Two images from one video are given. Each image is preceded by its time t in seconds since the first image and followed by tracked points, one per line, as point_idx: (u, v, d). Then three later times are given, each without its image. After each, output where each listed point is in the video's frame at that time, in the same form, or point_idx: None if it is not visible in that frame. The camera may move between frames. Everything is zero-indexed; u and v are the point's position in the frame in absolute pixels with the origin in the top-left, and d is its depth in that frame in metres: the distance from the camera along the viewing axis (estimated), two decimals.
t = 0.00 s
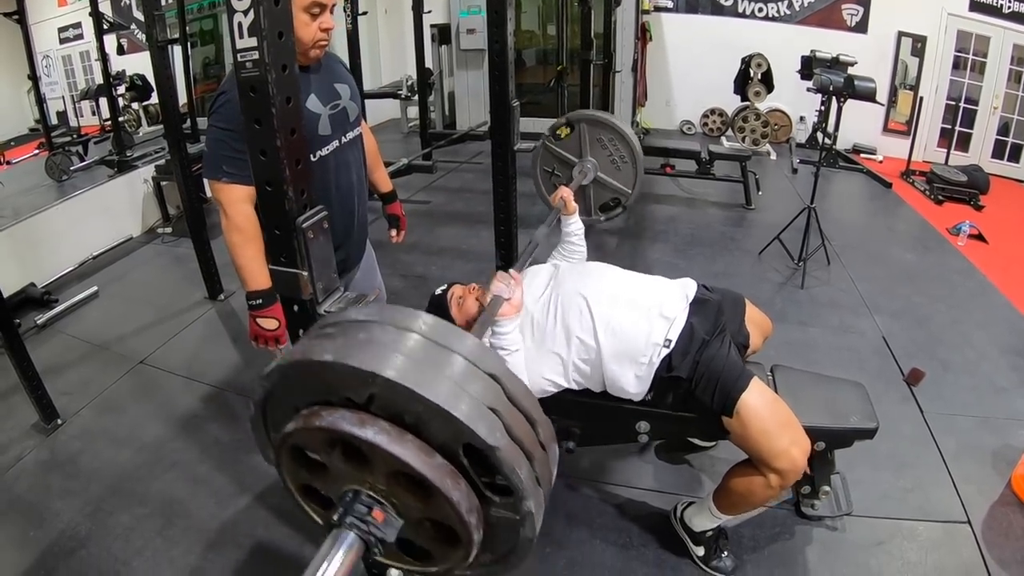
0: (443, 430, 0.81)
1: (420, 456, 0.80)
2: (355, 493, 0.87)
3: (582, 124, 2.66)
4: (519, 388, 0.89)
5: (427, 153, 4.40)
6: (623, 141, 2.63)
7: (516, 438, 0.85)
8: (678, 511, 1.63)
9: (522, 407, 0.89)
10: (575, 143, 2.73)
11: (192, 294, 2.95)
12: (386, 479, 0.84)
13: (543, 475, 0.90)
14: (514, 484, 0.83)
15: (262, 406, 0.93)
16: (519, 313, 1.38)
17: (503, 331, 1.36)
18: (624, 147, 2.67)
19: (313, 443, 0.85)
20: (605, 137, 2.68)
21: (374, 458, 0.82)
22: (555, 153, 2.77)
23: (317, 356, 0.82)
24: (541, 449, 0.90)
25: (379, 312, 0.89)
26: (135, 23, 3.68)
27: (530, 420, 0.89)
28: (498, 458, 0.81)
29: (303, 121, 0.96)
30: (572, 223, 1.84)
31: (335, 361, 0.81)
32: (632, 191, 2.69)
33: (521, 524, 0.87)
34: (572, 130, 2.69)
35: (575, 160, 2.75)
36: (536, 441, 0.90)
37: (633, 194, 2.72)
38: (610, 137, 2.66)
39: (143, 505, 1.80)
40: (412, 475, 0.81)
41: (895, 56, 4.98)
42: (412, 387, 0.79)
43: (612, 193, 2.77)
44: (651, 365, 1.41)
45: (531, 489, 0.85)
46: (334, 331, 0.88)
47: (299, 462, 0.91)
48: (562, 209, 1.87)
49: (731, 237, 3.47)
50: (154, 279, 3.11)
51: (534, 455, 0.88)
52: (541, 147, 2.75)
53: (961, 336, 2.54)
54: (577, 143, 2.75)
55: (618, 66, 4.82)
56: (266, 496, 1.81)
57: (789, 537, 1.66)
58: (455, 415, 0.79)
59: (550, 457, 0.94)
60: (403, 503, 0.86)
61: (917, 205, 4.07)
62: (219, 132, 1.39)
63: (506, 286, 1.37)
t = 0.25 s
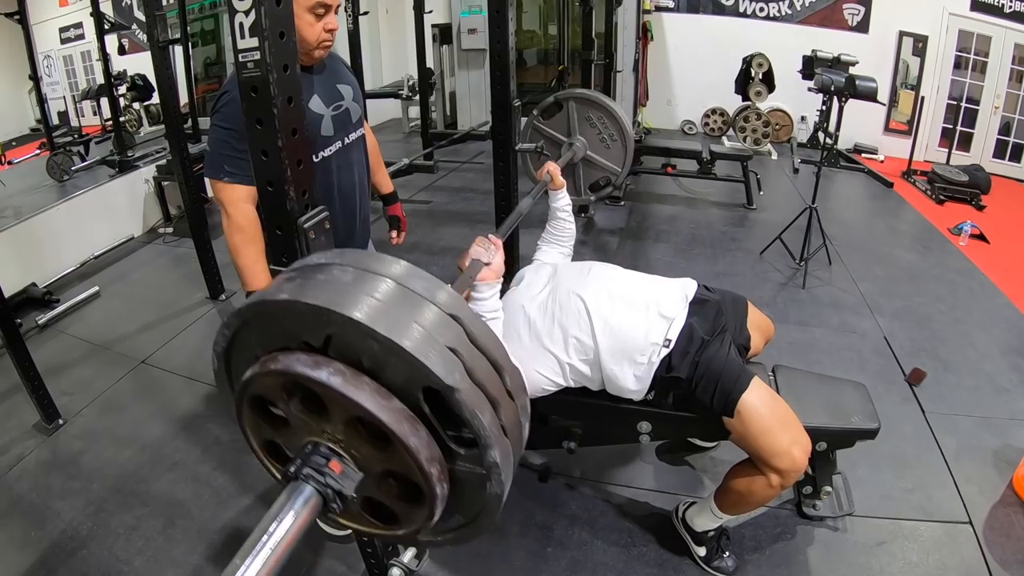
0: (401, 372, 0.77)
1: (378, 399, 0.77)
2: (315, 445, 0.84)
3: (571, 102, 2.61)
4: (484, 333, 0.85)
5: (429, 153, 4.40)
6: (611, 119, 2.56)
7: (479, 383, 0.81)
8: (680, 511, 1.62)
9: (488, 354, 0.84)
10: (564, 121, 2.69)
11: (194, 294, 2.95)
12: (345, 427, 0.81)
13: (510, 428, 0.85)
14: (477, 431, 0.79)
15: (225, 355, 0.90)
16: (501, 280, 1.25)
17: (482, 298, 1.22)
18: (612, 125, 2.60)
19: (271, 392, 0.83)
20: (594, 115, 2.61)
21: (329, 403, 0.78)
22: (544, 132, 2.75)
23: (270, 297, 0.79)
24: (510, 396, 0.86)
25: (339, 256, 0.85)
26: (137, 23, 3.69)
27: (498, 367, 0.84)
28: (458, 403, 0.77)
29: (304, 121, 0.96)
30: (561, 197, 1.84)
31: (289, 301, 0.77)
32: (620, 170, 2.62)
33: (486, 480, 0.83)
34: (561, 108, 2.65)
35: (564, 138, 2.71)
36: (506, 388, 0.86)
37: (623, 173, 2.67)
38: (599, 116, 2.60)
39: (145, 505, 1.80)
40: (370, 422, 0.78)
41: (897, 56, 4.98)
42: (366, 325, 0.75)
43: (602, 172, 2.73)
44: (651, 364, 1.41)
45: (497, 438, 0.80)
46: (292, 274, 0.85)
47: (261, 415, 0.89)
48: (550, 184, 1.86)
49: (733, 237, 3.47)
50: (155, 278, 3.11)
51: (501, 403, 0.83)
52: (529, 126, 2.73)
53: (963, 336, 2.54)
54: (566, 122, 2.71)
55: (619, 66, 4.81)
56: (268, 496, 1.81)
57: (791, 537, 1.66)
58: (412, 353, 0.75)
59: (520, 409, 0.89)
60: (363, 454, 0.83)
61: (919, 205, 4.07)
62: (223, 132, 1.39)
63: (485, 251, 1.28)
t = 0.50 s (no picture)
0: (369, 313, 0.77)
1: (345, 342, 0.76)
2: (285, 397, 0.83)
3: (562, 81, 2.62)
4: (457, 278, 0.85)
5: (430, 153, 4.40)
6: (603, 98, 2.54)
7: (451, 327, 0.80)
8: (680, 511, 1.62)
9: (463, 299, 0.84)
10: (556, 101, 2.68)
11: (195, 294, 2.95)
12: (313, 376, 0.80)
13: (486, 376, 0.85)
14: (448, 373, 0.78)
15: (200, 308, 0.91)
16: (486, 248, 1.18)
17: (467, 267, 1.17)
18: (604, 104, 2.59)
19: (239, 340, 0.82)
20: (586, 95, 2.61)
21: (296, 348, 0.78)
22: (537, 114, 2.75)
23: (238, 240, 0.79)
24: (486, 343, 0.85)
25: (312, 203, 0.86)
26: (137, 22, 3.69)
27: (473, 312, 0.84)
28: (427, 343, 0.76)
29: (305, 120, 0.96)
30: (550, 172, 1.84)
31: (256, 242, 0.78)
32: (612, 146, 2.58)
33: (463, 432, 0.82)
34: (552, 87, 2.65)
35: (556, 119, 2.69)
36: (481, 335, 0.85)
37: (616, 152, 2.62)
38: (591, 95, 2.59)
39: (145, 505, 1.79)
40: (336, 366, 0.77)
41: (898, 55, 4.96)
42: (332, 262, 0.75)
43: (596, 152, 2.68)
44: (653, 363, 1.40)
45: (469, 383, 0.80)
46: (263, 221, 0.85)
47: (233, 372, 0.88)
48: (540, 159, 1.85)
49: (734, 237, 3.47)
50: (156, 278, 3.11)
51: (476, 349, 0.83)
52: (522, 107, 2.74)
53: (965, 336, 2.54)
54: (558, 102, 2.71)
55: (620, 66, 4.81)
56: (270, 496, 1.81)
57: (793, 537, 1.66)
58: (379, 290, 0.75)
59: (497, 359, 0.88)
60: (332, 407, 0.82)
61: (920, 205, 4.07)
62: (228, 130, 1.39)
63: (471, 217, 1.19)
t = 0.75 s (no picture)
0: (357, 268, 0.77)
1: (332, 299, 0.76)
2: (271, 361, 0.83)
3: (562, 67, 2.60)
4: (449, 238, 0.85)
5: (431, 153, 4.40)
6: (603, 84, 2.52)
7: (443, 285, 0.80)
8: (680, 515, 1.62)
9: (455, 260, 0.84)
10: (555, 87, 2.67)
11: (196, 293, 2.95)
12: (299, 337, 0.80)
13: (479, 338, 0.84)
14: (439, 332, 0.78)
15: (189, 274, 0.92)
16: (483, 227, 1.14)
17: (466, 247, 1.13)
18: (603, 90, 2.56)
19: (226, 303, 0.83)
20: (586, 81, 2.58)
21: (282, 306, 0.78)
22: (536, 100, 2.74)
23: (226, 197, 0.80)
24: (479, 304, 0.85)
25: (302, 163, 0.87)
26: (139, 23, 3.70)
27: (465, 272, 0.84)
28: (415, 297, 0.76)
29: (307, 120, 0.96)
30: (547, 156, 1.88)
31: (242, 198, 0.78)
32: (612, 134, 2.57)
33: (454, 397, 0.82)
34: (551, 74, 2.63)
35: (554, 105, 2.68)
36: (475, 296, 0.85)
37: (615, 138, 2.61)
38: (590, 80, 2.57)
39: (147, 504, 1.80)
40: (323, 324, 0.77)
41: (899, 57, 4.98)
42: (318, 213, 0.75)
43: (594, 138, 2.68)
44: (654, 360, 1.40)
45: (461, 343, 0.79)
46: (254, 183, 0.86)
47: (221, 339, 0.88)
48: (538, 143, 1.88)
49: (735, 237, 3.46)
50: (158, 278, 3.11)
51: (468, 310, 0.82)
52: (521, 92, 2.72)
53: (966, 336, 2.54)
54: (557, 88, 2.69)
55: (622, 66, 4.81)
56: (271, 496, 1.81)
57: (794, 538, 1.66)
58: (366, 243, 0.75)
59: (491, 321, 0.88)
60: (319, 371, 0.82)
61: (921, 205, 4.06)
62: (232, 130, 1.39)
63: (467, 195, 1.15)
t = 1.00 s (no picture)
0: (358, 279, 0.78)
1: (333, 309, 0.76)
2: (270, 369, 0.83)
3: (564, 69, 2.63)
4: (451, 247, 0.85)
5: (431, 153, 4.40)
6: (605, 85, 2.55)
7: (445, 296, 0.80)
8: (678, 518, 1.62)
9: (457, 269, 0.84)
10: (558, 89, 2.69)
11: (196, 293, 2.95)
12: (299, 346, 0.80)
13: (480, 348, 0.85)
14: (441, 343, 0.78)
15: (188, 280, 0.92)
16: (485, 229, 1.14)
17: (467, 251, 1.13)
18: (606, 92, 2.60)
19: (226, 311, 0.83)
20: (589, 83, 2.62)
21: (282, 316, 0.78)
22: (538, 102, 2.76)
23: (226, 205, 0.80)
24: (481, 314, 0.86)
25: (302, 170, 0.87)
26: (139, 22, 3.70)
27: (467, 282, 0.84)
28: (417, 308, 0.77)
29: (308, 120, 0.96)
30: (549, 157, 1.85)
31: (242, 206, 0.78)
32: (615, 136, 2.59)
33: (456, 408, 0.83)
34: (555, 76, 2.67)
35: (557, 107, 2.70)
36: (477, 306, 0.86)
37: (617, 141, 2.62)
38: (593, 82, 2.60)
39: (147, 504, 1.80)
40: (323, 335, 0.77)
41: (899, 55, 4.95)
42: (320, 223, 0.76)
43: (597, 141, 2.68)
44: (654, 362, 1.40)
45: (462, 354, 0.80)
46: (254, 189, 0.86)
47: (220, 346, 0.89)
48: (540, 143, 1.86)
49: (736, 237, 3.46)
50: (158, 278, 3.11)
51: (469, 320, 0.83)
52: (524, 93, 2.75)
53: (966, 336, 2.54)
54: (560, 89, 2.72)
55: (622, 66, 4.81)
56: (272, 496, 1.82)
57: (794, 538, 1.66)
58: (367, 253, 0.76)
59: (492, 330, 0.89)
60: (320, 380, 0.82)
61: (922, 205, 4.06)
62: (234, 129, 1.39)
63: (468, 198, 1.15)
